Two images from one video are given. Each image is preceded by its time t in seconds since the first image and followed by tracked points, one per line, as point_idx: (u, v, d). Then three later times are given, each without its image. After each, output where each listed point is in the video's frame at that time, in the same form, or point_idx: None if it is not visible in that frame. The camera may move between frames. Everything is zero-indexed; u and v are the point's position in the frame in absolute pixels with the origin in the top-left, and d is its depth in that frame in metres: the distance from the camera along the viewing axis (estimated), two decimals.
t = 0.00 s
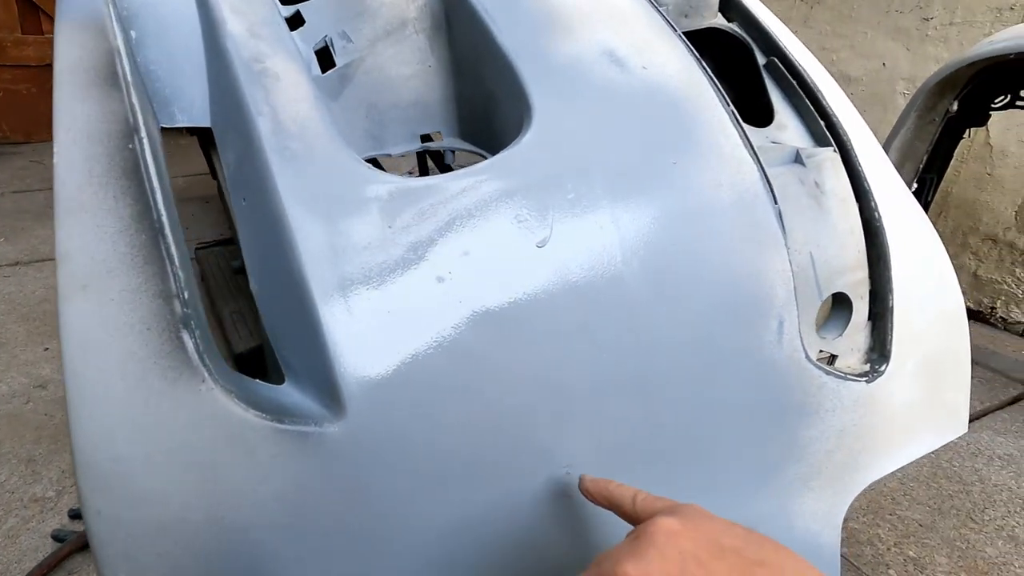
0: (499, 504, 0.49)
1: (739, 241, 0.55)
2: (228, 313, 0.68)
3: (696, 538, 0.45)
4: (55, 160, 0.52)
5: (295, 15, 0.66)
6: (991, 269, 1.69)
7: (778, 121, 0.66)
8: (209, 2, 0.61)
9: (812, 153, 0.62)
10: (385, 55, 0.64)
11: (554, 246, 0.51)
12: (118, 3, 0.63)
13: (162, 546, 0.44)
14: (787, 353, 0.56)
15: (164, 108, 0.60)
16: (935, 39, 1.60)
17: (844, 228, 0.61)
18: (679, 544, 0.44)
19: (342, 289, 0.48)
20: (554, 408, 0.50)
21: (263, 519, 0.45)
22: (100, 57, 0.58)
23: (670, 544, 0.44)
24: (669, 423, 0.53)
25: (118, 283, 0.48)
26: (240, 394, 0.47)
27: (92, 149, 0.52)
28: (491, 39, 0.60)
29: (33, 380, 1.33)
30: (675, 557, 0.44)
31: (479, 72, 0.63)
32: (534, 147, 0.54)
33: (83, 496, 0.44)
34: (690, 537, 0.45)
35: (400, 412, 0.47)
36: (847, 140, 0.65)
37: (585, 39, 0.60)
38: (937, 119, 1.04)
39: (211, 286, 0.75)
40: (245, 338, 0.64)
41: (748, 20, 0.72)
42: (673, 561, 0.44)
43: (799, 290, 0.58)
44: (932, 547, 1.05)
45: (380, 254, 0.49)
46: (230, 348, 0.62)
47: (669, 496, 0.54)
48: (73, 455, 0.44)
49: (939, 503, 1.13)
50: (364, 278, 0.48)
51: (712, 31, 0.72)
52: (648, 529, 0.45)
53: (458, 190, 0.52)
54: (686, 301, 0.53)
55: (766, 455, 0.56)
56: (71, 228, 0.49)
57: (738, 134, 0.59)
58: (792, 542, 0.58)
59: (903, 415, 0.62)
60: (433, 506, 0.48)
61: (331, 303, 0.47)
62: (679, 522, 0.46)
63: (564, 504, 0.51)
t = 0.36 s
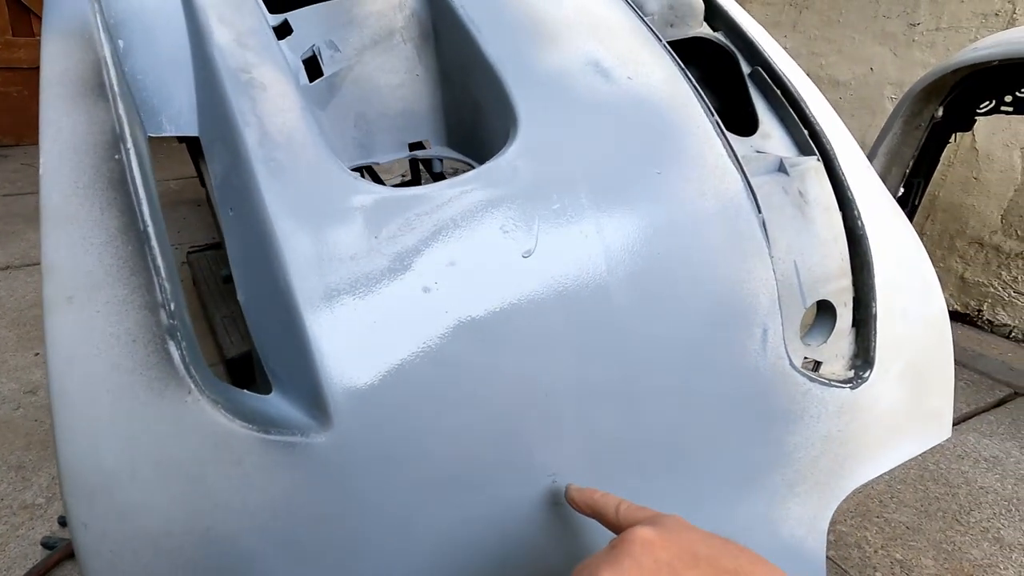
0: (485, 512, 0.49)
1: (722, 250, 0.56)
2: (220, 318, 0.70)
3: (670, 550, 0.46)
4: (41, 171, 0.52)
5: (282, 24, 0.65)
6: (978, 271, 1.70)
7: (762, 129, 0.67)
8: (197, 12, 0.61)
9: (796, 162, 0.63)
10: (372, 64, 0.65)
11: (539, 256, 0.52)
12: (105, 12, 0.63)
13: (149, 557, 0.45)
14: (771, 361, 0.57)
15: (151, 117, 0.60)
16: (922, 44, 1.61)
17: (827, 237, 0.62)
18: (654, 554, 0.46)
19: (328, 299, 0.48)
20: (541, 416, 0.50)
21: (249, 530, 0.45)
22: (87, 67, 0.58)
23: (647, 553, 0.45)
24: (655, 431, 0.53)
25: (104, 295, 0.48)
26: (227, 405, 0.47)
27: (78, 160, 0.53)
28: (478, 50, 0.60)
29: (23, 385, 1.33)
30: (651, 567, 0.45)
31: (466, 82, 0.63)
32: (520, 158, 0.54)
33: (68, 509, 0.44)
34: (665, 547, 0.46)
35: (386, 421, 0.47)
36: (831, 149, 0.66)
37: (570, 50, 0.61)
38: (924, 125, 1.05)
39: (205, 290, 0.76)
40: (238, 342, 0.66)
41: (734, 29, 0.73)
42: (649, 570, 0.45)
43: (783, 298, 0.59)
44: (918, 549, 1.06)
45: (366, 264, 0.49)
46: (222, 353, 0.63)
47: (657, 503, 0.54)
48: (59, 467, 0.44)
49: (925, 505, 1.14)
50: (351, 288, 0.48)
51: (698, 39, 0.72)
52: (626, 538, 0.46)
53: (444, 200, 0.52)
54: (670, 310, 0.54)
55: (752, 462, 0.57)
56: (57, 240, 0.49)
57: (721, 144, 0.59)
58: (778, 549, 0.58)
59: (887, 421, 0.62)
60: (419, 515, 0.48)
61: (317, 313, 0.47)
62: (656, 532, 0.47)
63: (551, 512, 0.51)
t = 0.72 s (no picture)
0: (494, 506, 0.50)
1: (724, 246, 0.57)
2: (221, 318, 0.69)
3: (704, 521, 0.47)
4: (51, 168, 0.53)
5: (288, 23, 0.66)
6: (971, 270, 1.72)
7: (762, 127, 0.68)
8: (202, 11, 0.61)
9: (796, 160, 0.64)
10: (377, 63, 0.65)
11: (546, 252, 0.52)
12: (111, 10, 0.63)
13: (161, 550, 0.45)
14: (773, 355, 0.58)
15: (158, 115, 0.60)
16: (915, 45, 1.63)
17: (827, 234, 0.63)
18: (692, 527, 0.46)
19: (338, 295, 0.48)
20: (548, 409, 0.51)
21: (261, 523, 0.45)
22: (94, 64, 0.58)
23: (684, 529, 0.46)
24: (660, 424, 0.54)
25: (116, 290, 0.48)
26: (238, 399, 0.48)
27: (87, 158, 0.53)
28: (483, 48, 0.61)
29: (23, 385, 1.32)
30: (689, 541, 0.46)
31: (471, 81, 0.64)
32: (525, 155, 0.55)
33: (81, 503, 0.44)
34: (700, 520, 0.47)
35: (395, 414, 0.47)
36: (830, 147, 0.67)
37: (574, 48, 0.61)
38: (919, 125, 1.06)
39: (202, 288, 0.75)
40: (238, 341, 0.65)
41: (734, 29, 0.74)
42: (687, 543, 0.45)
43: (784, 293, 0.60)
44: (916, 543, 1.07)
45: (375, 260, 0.50)
46: (222, 352, 0.62)
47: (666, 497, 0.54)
48: (71, 461, 0.45)
49: (922, 500, 1.15)
50: (360, 283, 0.49)
51: (698, 38, 0.73)
52: (707, 396, 0.36)
53: (451, 197, 0.53)
54: (674, 305, 0.54)
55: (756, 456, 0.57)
56: (68, 236, 0.50)
57: (724, 141, 0.60)
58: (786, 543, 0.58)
59: (886, 415, 0.63)
60: (430, 509, 0.48)
61: (327, 308, 0.48)
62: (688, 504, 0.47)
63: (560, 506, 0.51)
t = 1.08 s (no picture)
0: (491, 515, 0.50)
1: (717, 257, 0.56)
2: (217, 323, 0.69)
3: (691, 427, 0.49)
4: (52, 180, 0.53)
5: (286, 34, 0.67)
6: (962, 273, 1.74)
7: (754, 138, 0.69)
8: (202, 24, 0.62)
9: (788, 170, 0.64)
10: (373, 74, 0.66)
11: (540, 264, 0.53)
12: (111, 23, 0.64)
13: (163, 560, 0.45)
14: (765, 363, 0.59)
15: (157, 126, 0.60)
16: (906, 51, 1.65)
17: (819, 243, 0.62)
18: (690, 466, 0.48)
19: (336, 305, 0.49)
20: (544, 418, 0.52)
21: (261, 533, 0.46)
22: (95, 78, 0.59)
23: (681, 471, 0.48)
24: (654, 431, 0.55)
25: (118, 302, 0.49)
26: (238, 410, 0.48)
27: (89, 171, 0.54)
28: (479, 61, 0.62)
29: (19, 390, 1.33)
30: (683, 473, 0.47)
31: (467, 92, 0.65)
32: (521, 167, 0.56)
33: (83, 514, 0.45)
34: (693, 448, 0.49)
35: (393, 424, 0.48)
36: (821, 158, 0.67)
37: (569, 61, 0.62)
38: (908, 132, 1.06)
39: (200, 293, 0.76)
40: (235, 348, 0.65)
41: (726, 41, 0.75)
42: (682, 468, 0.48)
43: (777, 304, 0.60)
44: (906, 546, 1.09)
45: (373, 270, 0.50)
46: (220, 358, 0.63)
47: (662, 504, 0.55)
48: (74, 472, 0.45)
49: (913, 503, 1.16)
50: (358, 294, 0.50)
51: (691, 50, 0.74)
52: (659, 183, 0.45)
53: (448, 209, 0.53)
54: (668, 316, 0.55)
55: (750, 462, 0.58)
56: (70, 248, 0.50)
57: (716, 152, 0.61)
58: (780, 549, 0.58)
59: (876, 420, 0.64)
60: (427, 518, 0.48)
61: (325, 318, 0.49)
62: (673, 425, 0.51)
63: (556, 514, 0.52)
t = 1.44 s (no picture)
0: (490, 515, 0.50)
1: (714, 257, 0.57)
2: (215, 325, 0.70)
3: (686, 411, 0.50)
4: (51, 182, 0.53)
5: (283, 36, 0.67)
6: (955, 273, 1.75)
7: (749, 139, 0.69)
8: (201, 26, 0.62)
9: (783, 171, 0.65)
10: (371, 76, 0.66)
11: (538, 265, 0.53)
12: (109, 25, 0.64)
13: (164, 560, 0.45)
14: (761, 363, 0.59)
15: (156, 127, 0.61)
16: (899, 52, 1.66)
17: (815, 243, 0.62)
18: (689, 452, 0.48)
19: (335, 306, 0.49)
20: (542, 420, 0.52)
21: (261, 533, 0.46)
22: (94, 80, 0.59)
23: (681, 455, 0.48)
24: (652, 431, 0.55)
25: (117, 304, 0.49)
26: (238, 411, 0.48)
27: (88, 173, 0.54)
28: (476, 63, 0.62)
29: (15, 393, 1.32)
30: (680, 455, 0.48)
31: (465, 94, 0.65)
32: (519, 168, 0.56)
33: (82, 516, 0.45)
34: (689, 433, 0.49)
35: (392, 425, 0.48)
36: (815, 159, 0.68)
37: (566, 63, 0.62)
38: (902, 132, 1.07)
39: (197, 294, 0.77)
40: (232, 349, 0.65)
41: (722, 43, 0.76)
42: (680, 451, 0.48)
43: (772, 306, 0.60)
44: (901, 544, 1.10)
45: (371, 271, 0.51)
46: (217, 359, 0.63)
47: (658, 503, 0.55)
48: (74, 473, 0.45)
49: (907, 501, 1.17)
50: (357, 295, 0.50)
51: (687, 52, 0.75)
52: (634, 175, 0.45)
53: (446, 210, 0.54)
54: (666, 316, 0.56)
55: (746, 461, 0.58)
56: (69, 250, 0.51)
57: (712, 154, 0.62)
58: (776, 548, 0.59)
59: (871, 420, 0.64)
60: (427, 518, 0.49)
61: (325, 319, 0.49)
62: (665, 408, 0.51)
63: (554, 514, 0.52)
